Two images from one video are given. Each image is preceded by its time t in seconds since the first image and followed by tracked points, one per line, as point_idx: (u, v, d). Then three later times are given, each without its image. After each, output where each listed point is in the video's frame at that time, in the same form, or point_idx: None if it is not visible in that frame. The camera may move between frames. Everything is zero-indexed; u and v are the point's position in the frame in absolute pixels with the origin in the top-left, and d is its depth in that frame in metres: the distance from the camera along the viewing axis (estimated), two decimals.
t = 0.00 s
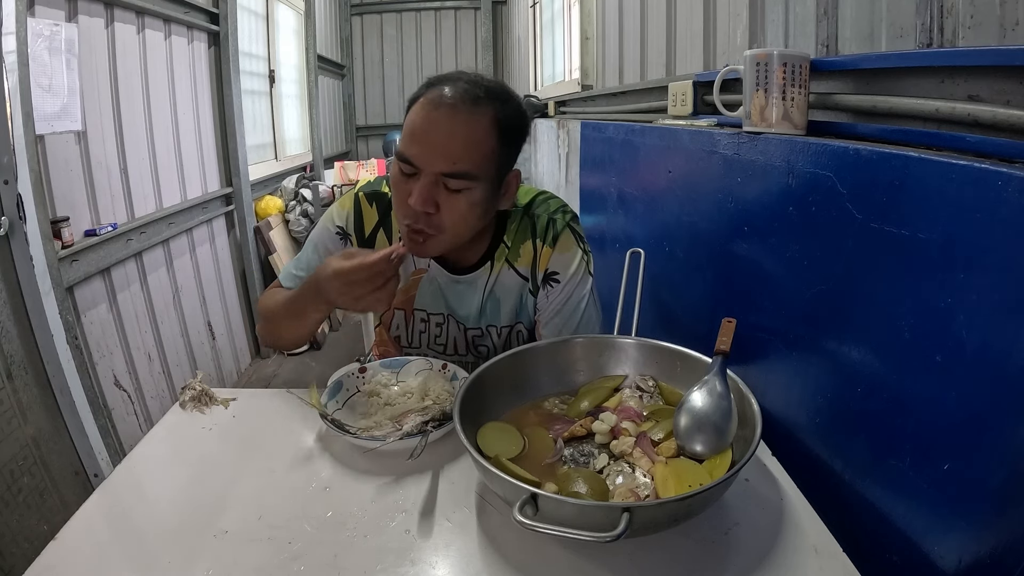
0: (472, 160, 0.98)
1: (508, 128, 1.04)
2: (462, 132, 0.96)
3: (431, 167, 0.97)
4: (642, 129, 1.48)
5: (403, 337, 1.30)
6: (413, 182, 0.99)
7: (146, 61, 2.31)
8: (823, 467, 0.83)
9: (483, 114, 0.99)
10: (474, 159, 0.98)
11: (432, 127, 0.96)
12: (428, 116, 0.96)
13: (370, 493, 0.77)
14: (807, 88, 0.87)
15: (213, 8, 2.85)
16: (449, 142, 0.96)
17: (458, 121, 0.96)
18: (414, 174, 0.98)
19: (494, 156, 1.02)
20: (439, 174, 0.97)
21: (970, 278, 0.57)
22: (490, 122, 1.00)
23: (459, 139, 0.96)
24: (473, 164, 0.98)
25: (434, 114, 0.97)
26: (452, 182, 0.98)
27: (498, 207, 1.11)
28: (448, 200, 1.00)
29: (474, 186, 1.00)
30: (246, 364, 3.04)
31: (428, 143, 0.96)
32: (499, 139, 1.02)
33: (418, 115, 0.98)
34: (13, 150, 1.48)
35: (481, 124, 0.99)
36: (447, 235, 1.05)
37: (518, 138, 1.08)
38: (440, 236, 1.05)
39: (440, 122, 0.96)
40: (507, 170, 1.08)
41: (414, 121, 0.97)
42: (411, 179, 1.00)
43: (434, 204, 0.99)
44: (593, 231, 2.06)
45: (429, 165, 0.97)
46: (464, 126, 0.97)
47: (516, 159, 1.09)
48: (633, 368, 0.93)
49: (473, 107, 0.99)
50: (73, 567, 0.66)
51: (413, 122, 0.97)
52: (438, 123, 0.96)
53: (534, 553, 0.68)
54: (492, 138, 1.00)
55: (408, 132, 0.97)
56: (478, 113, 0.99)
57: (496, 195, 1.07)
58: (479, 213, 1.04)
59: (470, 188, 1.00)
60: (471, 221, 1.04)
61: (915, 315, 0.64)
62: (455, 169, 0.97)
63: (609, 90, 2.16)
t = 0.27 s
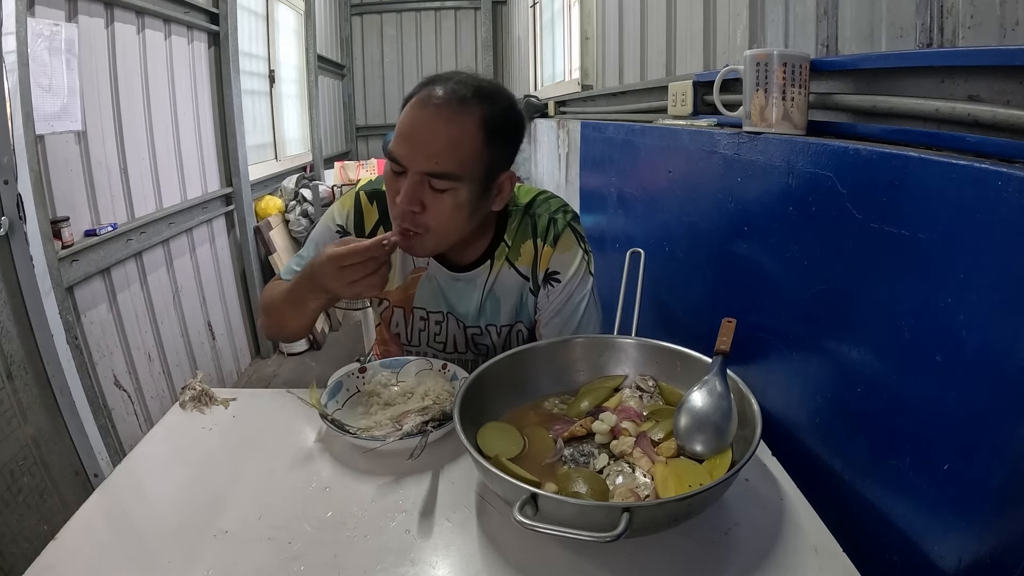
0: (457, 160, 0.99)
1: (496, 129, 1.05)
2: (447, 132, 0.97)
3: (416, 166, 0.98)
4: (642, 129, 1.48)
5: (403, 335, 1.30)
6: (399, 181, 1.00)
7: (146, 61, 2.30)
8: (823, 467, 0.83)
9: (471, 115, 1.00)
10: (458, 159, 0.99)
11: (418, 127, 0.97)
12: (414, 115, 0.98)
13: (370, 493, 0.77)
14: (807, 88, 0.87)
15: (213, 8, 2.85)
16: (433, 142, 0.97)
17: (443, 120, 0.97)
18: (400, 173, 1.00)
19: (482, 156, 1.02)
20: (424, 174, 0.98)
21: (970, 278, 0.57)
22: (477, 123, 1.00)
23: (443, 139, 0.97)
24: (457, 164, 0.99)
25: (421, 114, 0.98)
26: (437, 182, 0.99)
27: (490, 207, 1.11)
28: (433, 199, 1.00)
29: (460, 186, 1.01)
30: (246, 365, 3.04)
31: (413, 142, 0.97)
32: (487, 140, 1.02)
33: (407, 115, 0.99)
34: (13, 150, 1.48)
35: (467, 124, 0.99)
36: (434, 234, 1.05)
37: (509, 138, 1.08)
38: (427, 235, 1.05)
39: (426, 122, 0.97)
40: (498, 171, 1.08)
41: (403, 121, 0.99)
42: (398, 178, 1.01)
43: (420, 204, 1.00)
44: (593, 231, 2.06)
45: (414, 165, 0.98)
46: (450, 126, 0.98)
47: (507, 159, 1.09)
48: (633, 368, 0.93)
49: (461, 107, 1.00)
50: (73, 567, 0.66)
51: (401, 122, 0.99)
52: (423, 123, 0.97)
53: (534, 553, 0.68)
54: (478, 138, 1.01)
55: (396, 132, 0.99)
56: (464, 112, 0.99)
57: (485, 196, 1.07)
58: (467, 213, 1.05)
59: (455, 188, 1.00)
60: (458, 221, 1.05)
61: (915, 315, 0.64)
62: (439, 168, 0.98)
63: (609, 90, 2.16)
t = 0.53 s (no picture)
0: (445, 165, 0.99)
1: (492, 133, 1.04)
2: (435, 137, 0.97)
3: (405, 171, 0.98)
4: (642, 129, 1.48)
5: (403, 331, 1.30)
6: (392, 184, 1.02)
7: (146, 61, 2.30)
8: (823, 467, 0.83)
9: (462, 119, 0.99)
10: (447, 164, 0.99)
11: (408, 131, 0.97)
12: (408, 119, 0.98)
13: (370, 493, 0.77)
14: (807, 88, 0.87)
15: (213, 8, 2.85)
16: (421, 147, 0.97)
17: (432, 125, 0.97)
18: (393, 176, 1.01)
19: (474, 160, 1.02)
20: (413, 178, 0.99)
21: (969, 279, 0.57)
22: (468, 127, 1.00)
23: (432, 144, 0.97)
24: (446, 168, 0.99)
25: (412, 118, 0.98)
26: (426, 186, 0.99)
27: (487, 210, 1.11)
28: (423, 203, 1.01)
29: (449, 191, 1.01)
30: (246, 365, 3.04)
31: (403, 147, 0.97)
32: (479, 144, 1.02)
33: (400, 118, 0.99)
34: (13, 150, 1.48)
35: (458, 128, 0.99)
36: (427, 236, 1.06)
37: (506, 140, 1.07)
38: (421, 237, 1.07)
39: (415, 127, 0.97)
40: (493, 174, 1.07)
41: (396, 124, 0.99)
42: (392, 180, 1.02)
43: (411, 207, 1.01)
44: (593, 231, 2.06)
45: (404, 169, 0.99)
46: (439, 131, 0.97)
47: (503, 161, 1.08)
48: (633, 368, 0.93)
49: (453, 111, 0.99)
50: (73, 567, 0.66)
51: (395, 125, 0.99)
52: (413, 128, 0.97)
53: (534, 553, 0.68)
54: (470, 142, 1.00)
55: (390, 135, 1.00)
56: (457, 117, 0.99)
57: (480, 199, 1.07)
58: (459, 216, 1.05)
59: (444, 193, 1.01)
60: (450, 224, 1.05)
61: (915, 315, 0.64)
62: (427, 173, 0.98)
63: (609, 90, 2.16)
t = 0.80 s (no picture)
0: (434, 167, 0.99)
1: (484, 133, 1.03)
2: (424, 140, 0.98)
3: (396, 172, 1.00)
4: (642, 129, 1.48)
5: (402, 328, 1.31)
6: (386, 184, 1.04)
7: (146, 61, 2.30)
8: (823, 467, 0.83)
9: (452, 121, 0.99)
10: (436, 167, 0.99)
11: (398, 133, 0.98)
12: (399, 121, 0.99)
13: (370, 493, 0.77)
14: (807, 88, 0.87)
15: (213, 8, 2.85)
16: (410, 150, 0.98)
17: (421, 128, 0.98)
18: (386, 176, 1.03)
19: (464, 162, 1.02)
20: (404, 180, 1.00)
21: (970, 279, 0.57)
22: (458, 129, 1.00)
23: (420, 147, 0.98)
24: (435, 171, 0.99)
25: (402, 120, 0.99)
26: (417, 187, 1.01)
27: (481, 210, 1.11)
28: (414, 204, 1.02)
29: (439, 192, 1.02)
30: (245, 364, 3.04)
31: (393, 149, 0.99)
32: (470, 146, 1.02)
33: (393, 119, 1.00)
34: (13, 150, 1.48)
35: (447, 131, 0.99)
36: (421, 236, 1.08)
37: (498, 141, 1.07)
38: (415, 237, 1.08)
39: (405, 129, 0.98)
40: (486, 175, 1.07)
41: (389, 125, 1.01)
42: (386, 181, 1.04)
43: (403, 208, 1.03)
44: (593, 231, 2.06)
45: (395, 171, 1.00)
46: (427, 134, 0.98)
47: (496, 162, 1.08)
48: (633, 368, 0.93)
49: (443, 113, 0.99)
50: (73, 566, 0.66)
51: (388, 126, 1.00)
52: (402, 130, 0.98)
53: (534, 553, 0.68)
54: (459, 145, 1.00)
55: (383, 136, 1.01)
56: (447, 119, 0.99)
57: (473, 200, 1.07)
58: (451, 217, 1.06)
59: (435, 194, 1.02)
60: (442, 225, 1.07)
61: (915, 315, 0.64)
62: (416, 176, 0.99)
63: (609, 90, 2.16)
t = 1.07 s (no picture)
0: (432, 167, 0.99)
1: (482, 133, 1.03)
2: (421, 140, 0.98)
3: (393, 172, 1.00)
4: (642, 129, 1.48)
5: (402, 326, 1.31)
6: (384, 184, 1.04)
7: (146, 61, 2.30)
8: (823, 467, 0.83)
9: (449, 121, 0.99)
10: (433, 167, 0.99)
11: (395, 133, 0.98)
12: (396, 121, 0.99)
13: (370, 493, 0.77)
14: (807, 88, 0.87)
15: (213, 8, 2.85)
16: (407, 150, 0.98)
17: (419, 128, 0.98)
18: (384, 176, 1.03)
19: (462, 162, 1.02)
20: (402, 180, 1.01)
21: (970, 279, 0.57)
22: (455, 128, 1.00)
23: (417, 147, 0.98)
24: (432, 171, 1.00)
25: (399, 120, 0.99)
26: (414, 187, 1.01)
27: (479, 209, 1.11)
28: (411, 204, 1.03)
29: (437, 192, 1.02)
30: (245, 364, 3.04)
31: (391, 149, 0.99)
32: (467, 145, 1.02)
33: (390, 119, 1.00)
34: (13, 150, 1.48)
35: (444, 130, 0.99)
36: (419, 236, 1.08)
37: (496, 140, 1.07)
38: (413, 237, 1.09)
39: (402, 129, 0.98)
40: (484, 174, 1.07)
41: (387, 125, 1.01)
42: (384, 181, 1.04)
43: (401, 208, 1.03)
44: (593, 231, 2.06)
45: (393, 171, 1.00)
46: (424, 134, 0.98)
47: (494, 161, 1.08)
48: (633, 368, 0.93)
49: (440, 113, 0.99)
50: (73, 566, 0.66)
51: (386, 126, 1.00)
52: (400, 130, 0.98)
53: (534, 553, 0.68)
54: (457, 144, 1.00)
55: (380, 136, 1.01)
56: (444, 119, 0.99)
57: (471, 200, 1.08)
58: (449, 217, 1.06)
59: (432, 194, 1.02)
60: (440, 224, 1.07)
61: (915, 315, 0.64)
62: (414, 176, 0.99)
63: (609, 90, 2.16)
